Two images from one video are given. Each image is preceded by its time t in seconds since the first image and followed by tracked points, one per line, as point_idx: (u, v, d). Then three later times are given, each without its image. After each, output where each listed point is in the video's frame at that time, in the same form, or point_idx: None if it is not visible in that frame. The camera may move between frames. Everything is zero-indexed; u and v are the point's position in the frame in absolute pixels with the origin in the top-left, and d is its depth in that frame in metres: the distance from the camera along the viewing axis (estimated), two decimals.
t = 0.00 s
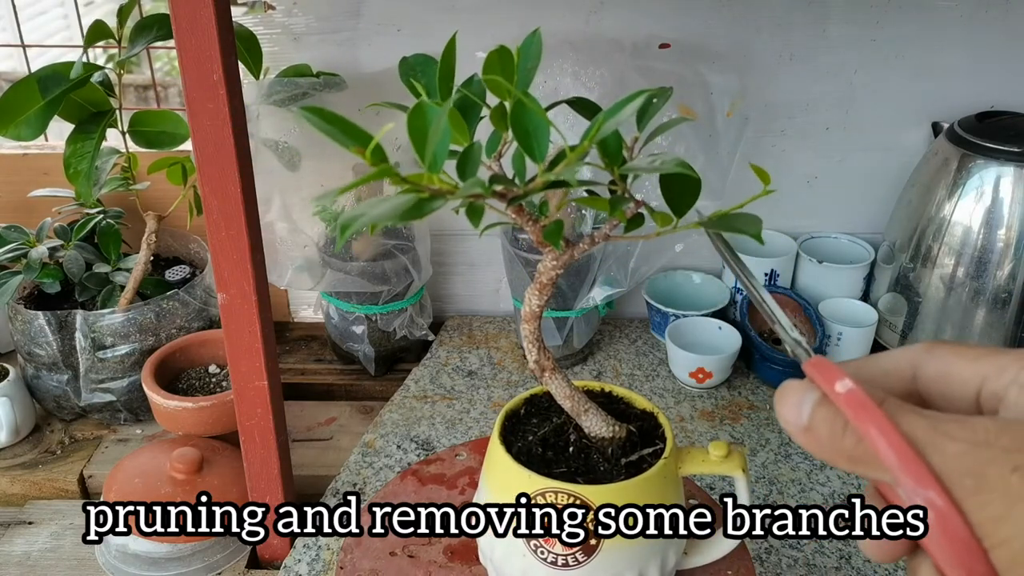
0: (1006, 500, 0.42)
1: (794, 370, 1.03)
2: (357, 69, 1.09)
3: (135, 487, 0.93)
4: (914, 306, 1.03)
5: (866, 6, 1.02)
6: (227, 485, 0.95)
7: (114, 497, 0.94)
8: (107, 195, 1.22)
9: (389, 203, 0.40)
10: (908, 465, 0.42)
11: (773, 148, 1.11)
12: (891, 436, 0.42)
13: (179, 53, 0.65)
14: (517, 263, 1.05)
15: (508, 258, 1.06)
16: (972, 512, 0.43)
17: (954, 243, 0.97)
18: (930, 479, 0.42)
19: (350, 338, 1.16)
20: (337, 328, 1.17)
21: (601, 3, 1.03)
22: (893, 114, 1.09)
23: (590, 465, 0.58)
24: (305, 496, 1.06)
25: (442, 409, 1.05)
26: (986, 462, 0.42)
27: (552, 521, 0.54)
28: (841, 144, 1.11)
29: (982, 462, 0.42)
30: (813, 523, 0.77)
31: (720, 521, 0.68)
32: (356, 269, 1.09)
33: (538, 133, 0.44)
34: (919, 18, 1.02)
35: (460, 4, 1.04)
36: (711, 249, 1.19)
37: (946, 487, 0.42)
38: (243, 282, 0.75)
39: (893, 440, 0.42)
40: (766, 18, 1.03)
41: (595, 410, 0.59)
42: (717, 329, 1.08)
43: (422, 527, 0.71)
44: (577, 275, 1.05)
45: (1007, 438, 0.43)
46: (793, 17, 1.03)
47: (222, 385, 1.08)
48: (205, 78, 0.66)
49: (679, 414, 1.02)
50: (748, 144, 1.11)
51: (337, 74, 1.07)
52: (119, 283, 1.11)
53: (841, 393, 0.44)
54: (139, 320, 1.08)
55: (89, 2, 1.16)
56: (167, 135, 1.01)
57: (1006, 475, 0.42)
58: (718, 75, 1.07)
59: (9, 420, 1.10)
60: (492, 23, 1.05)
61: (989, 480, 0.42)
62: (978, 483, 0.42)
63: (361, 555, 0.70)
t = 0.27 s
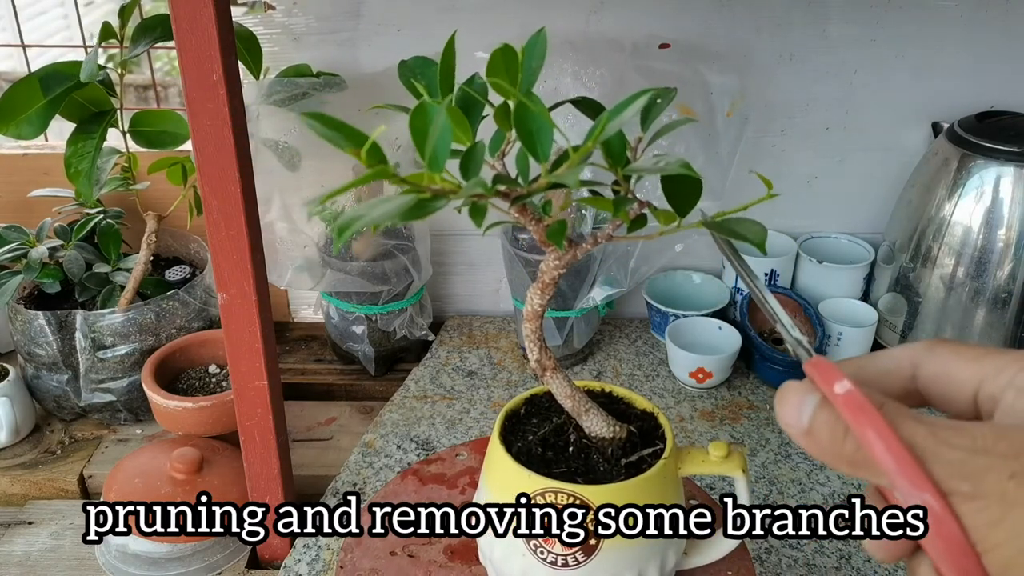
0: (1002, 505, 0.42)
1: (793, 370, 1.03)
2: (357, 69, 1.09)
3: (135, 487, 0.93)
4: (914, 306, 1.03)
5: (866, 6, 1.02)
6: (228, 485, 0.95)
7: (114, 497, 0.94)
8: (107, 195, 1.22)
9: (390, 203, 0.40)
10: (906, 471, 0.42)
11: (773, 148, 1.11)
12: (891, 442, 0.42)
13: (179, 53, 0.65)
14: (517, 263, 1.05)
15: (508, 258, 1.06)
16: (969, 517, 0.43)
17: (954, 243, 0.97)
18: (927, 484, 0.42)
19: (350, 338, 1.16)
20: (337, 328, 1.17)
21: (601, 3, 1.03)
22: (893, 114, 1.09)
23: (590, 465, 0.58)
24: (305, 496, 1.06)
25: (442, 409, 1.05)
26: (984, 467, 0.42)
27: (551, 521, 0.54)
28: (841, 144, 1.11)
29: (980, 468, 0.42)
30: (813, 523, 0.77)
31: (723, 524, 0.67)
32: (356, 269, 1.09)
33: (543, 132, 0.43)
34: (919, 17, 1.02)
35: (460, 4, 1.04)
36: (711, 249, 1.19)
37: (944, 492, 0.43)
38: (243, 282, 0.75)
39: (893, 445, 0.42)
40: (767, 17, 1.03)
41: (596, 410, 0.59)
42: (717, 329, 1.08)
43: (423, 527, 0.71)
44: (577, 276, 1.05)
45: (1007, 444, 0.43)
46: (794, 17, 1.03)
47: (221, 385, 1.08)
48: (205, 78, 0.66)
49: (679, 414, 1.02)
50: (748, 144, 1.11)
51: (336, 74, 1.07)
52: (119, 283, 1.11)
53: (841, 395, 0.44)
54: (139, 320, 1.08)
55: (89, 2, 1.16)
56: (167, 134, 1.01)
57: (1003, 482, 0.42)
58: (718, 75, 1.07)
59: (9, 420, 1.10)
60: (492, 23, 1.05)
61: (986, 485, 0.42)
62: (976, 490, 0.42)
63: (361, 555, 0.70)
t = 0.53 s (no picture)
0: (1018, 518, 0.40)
1: (794, 370, 1.03)
2: (357, 69, 1.09)
3: (135, 487, 0.93)
4: (914, 306, 1.03)
5: (866, 6, 1.02)
6: (228, 485, 0.95)
7: (114, 497, 0.94)
8: (107, 195, 1.22)
9: (388, 202, 0.40)
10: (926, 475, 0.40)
11: (773, 148, 1.11)
12: (913, 447, 0.40)
13: (179, 53, 0.65)
14: (517, 263, 1.05)
15: (508, 258, 1.06)
16: (984, 528, 0.41)
17: (954, 243, 0.97)
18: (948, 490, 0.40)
19: (350, 338, 1.16)
20: (337, 328, 1.17)
21: (601, 3, 1.03)
22: (892, 114, 1.09)
23: (589, 465, 0.58)
24: (305, 496, 1.06)
25: (442, 409, 1.05)
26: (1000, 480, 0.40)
27: (551, 521, 0.54)
28: (841, 144, 1.11)
29: (1000, 479, 0.40)
30: (814, 523, 0.77)
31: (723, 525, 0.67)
32: (356, 269, 1.09)
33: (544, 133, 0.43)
34: (919, 17, 1.02)
35: (460, 4, 1.04)
36: (711, 249, 1.19)
37: (959, 499, 0.41)
38: (243, 282, 0.75)
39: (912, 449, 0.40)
40: (767, 17, 1.03)
41: (596, 410, 0.59)
42: (717, 329, 1.09)
43: (423, 527, 0.71)
44: (577, 276, 1.05)
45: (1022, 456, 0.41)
46: (794, 17, 1.03)
47: (221, 385, 1.08)
48: (205, 78, 0.66)
49: (679, 414, 1.02)
50: (748, 144, 1.11)
51: (336, 74, 1.07)
52: (119, 283, 1.11)
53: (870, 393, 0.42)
54: (139, 320, 1.08)
55: (89, 2, 1.16)
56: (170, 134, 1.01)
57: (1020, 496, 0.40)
58: (718, 75, 1.07)
59: (9, 420, 1.10)
60: (491, 22, 1.05)
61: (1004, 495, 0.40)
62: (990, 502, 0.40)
63: (362, 553, 0.70)
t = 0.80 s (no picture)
0: None
1: (794, 369, 1.03)
2: (356, 69, 1.08)
3: (135, 487, 0.93)
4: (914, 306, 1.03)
5: (866, 6, 1.02)
6: (228, 485, 0.95)
7: (114, 497, 0.94)
8: (107, 195, 1.22)
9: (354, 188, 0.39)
10: None
11: (773, 148, 1.11)
12: None
13: (179, 53, 0.65)
14: (517, 263, 1.05)
15: (508, 258, 1.06)
16: None
17: (955, 243, 0.97)
18: None
19: (350, 338, 1.16)
20: (337, 328, 1.17)
21: (602, 3, 1.03)
22: (893, 114, 1.09)
23: (578, 469, 0.58)
24: (305, 496, 1.06)
25: (442, 409, 1.05)
26: None
27: (551, 521, 0.54)
28: (841, 144, 1.11)
29: None
30: (815, 523, 0.81)
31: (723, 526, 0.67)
32: (356, 269, 1.09)
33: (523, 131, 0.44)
34: (919, 17, 1.02)
35: (460, 4, 1.04)
36: (711, 249, 1.19)
37: None
38: (243, 282, 0.75)
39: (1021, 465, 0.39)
40: (767, 17, 1.03)
41: (589, 414, 0.59)
42: (717, 329, 1.09)
43: (423, 527, 0.70)
44: (577, 276, 1.05)
45: None
46: (794, 17, 1.03)
47: (221, 385, 1.08)
48: (205, 79, 0.66)
49: (679, 414, 1.02)
50: (748, 144, 1.11)
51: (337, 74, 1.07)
52: (119, 283, 1.11)
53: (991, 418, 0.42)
54: (139, 320, 1.08)
55: (89, 2, 1.16)
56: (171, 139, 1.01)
57: None
58: (718, 75, 1.07)
59: (9, 420, 1.10)
60: (491, 22, 1.05)
61: None
62: None
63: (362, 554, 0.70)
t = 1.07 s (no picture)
0: None
1: (794, 369, 1.03)
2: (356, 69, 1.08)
3: (135, 487, 0.93)
4: (914, 306, 1.03)
5: (867, 6, 1.02)
6: (227, 485, 0.95)
7: (114, 497, 0.94)
8: (107, 195, 1.22)
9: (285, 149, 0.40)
10: None
11: (773, 148, 1.11)
12: None
13: (179, 53, 0.65)
14: (517, 263, 1.05)
15: (508, 258, 1.06)
16: None
17: (954, 243, 0.97)
18: None
19: (350, 338, 1.16)
20: (337, 328, 1.17)
21: (602, 3, 1.03)
22: (893, 114, 1.09)
23: (547, 471, 0.58)
24: (305, 496, 1.06)
25: (442, 409, 1.05)
26: None
27: (551, 521, 0.53)
28: (841, 144, 1.11)
29: None
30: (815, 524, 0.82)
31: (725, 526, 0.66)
32: (356, 269, 1.09)
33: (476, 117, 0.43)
34: (919, 16, 1.02)
35: (460, 4, 1.04)
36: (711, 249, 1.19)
37: None
38: (243, 282, 0.75)
39: None
40: (766, 18, 1.03)
41: (572, 421, 0.59)
42: (717, 328, 1.09)
43: (423, 527, 0.70)
44: (577, 276, 1.05)
45: None
46: (794, 16, 1.03)
47: (221, 385, 1.08)
48: (205, 78, 0.66)
49: (679, 414, 1.02)
50: (748, 144, 1.11)
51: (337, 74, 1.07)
52: (119, 283, 1.11)
53: None
54: (139, 320, 1.08)
55: (89, 2, 1.16)
56: (168, 137, 0.98)
57: None
58: (718, 75, 1.07)
59: (9, 420, 1.10)
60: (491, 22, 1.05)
61: None
62: None
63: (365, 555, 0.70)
